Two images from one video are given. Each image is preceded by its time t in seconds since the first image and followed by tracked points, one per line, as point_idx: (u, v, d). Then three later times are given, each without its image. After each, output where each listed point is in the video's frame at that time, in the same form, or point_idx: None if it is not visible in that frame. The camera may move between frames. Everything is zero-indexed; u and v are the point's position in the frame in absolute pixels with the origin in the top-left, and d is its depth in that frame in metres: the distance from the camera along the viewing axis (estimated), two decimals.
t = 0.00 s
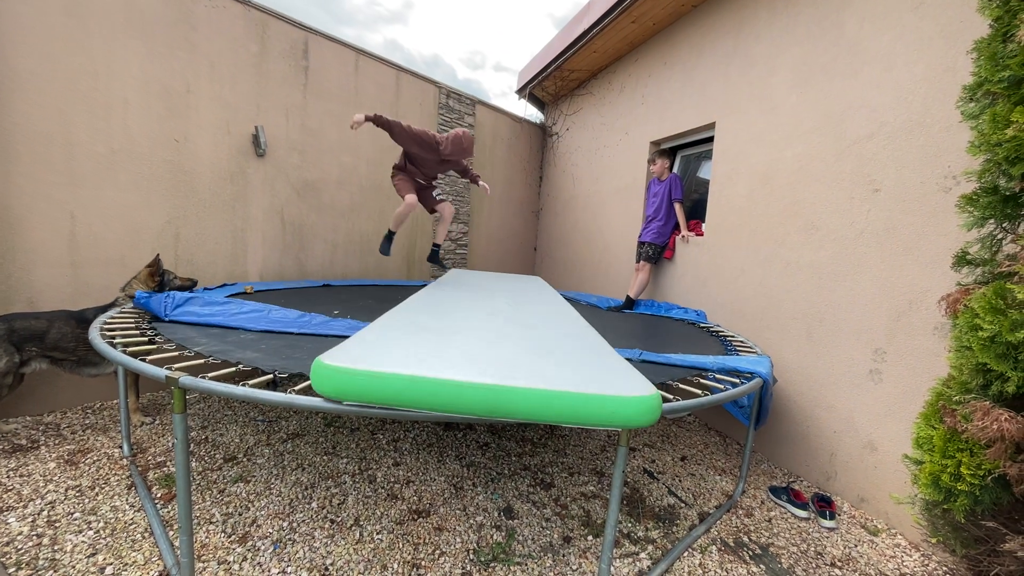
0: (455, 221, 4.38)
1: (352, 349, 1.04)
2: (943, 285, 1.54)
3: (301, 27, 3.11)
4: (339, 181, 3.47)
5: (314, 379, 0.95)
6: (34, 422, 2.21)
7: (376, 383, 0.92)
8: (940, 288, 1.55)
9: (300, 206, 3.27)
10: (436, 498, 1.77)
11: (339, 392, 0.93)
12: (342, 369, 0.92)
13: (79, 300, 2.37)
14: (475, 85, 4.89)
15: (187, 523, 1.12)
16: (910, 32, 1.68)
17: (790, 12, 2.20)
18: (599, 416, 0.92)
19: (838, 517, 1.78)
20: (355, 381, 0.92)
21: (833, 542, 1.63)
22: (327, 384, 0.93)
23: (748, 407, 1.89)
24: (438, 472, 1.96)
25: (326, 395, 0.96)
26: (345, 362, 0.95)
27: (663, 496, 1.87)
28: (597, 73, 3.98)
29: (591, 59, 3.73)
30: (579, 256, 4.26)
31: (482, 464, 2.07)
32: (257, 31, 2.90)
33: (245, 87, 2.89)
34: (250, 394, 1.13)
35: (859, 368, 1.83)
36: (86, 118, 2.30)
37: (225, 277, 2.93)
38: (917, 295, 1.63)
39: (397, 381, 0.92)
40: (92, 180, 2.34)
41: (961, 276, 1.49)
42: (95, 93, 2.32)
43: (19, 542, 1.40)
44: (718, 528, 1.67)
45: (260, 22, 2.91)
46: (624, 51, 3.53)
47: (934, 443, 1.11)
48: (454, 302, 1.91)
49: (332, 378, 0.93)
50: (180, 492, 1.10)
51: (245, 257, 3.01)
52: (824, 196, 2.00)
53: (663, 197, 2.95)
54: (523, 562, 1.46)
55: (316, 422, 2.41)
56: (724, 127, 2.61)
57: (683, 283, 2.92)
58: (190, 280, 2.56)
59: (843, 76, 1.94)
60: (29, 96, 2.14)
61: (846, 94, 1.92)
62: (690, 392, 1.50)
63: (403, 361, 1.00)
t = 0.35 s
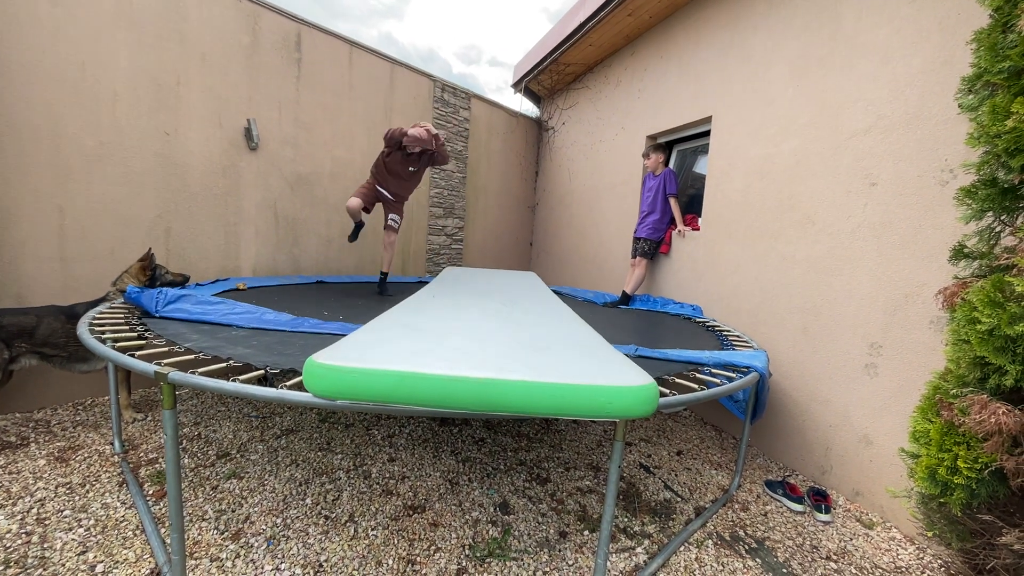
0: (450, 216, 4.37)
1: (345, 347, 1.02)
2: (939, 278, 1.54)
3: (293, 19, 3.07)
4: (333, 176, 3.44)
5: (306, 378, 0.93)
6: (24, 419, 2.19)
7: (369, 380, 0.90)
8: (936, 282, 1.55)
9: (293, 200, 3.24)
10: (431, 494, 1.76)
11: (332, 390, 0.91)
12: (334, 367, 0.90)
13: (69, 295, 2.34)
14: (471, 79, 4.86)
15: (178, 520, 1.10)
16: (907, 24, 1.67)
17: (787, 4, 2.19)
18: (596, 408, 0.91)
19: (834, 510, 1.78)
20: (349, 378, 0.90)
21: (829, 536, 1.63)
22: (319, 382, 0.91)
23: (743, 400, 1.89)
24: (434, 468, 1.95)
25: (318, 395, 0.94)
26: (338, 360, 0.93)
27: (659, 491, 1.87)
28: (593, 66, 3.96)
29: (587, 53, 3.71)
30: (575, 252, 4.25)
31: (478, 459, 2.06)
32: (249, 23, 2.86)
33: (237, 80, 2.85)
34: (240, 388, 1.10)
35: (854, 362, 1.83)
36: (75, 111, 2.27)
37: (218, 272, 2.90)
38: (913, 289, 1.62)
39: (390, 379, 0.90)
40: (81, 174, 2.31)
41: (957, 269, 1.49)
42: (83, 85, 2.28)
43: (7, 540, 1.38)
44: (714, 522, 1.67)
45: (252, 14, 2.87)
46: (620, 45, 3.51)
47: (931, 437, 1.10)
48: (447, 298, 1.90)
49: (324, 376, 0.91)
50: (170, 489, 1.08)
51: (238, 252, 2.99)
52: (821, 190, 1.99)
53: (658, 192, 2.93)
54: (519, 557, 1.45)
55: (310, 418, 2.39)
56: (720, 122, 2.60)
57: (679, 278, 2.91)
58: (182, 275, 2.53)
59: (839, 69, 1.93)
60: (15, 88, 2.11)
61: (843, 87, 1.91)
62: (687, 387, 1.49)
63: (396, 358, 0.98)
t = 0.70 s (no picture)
0: (449, 213, 4.37)
1: (344, 345, 1.02)
2: (936, 275, 1.55)
3: (291, 15, 3.06)
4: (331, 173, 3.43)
5: (305, 377, 0.93)
6: (22, 416, 2.19)
7: (368, 378, 0.90)
8: (933, 279, 1.55)
9: (291, 197, 3.23)
10: (430, 491, 1.77)
11: (332, 387, 0.91)
12: (333, 365, 0.90)
13: (66, 292, 2.34)
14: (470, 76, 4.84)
15: (176, 516, 1.11)
16: (906, 21, 1.67)
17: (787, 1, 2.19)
18: (595, 407, 0.91)
19: (831, 507, 1.79)
20: (348, 376, 0.90)
21: (825, 533, 1.64)
22: (318, 381, 0.91)
23: (740, 398, 1.90)
24: (432, 465, 1.95)
25: (317, 393, 0.94)
26: (338, 357, 0.93)
27: (657, 487, 1.88)
28: (592, 63, 3.95)
29: (587, 50, 3.70)
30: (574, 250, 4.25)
31: (476, 456, 2.07)
32: (246, 19, 2.85)
33: (235, 76, 2.84)
34: (238, 386, 1.11)
35: (852, 359, 1.84)
36: (72, 107, 2.26)
37: (216, 269, 2.90)
38: (910, 286, 1.63)
39: (389, 377, 0.90)
40: (78, 170, 2.30)
41: (954, 267, 1.49)
42: (80, 80, 2.27)
43: (5, 536, 1.38)
44: (711, 519, 1.68)
45: (249, 10, 2.86)
46: (619, 42, 3.50)
47: (927, 434, 1.11)
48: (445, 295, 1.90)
49: (324, 374, 0.91)
50: (169, 485, 1.08)
51: (236, 249, 2.98)
52: (819, 187, 1.99)
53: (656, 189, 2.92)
54: (517, 553, 1.45)
55: (309, 415, 2.39)
56: (719, 119, 2.60)
57: (677, 275, 2.91)
58: (180, 272, 2.53)
59: (839, 66, 1.92)
60: (11, 83, 2.09)
61: (841, 84, 1.91)
62: (683, 383, 1.49)
63: (396, 356, 0.98)
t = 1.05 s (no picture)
0: (450, 212, 4.37)
1: (345, 343, 1.02)
2: (938, 275, 1.54)
3: (292, 12, 3.05)
4: (332, 170, 3.43)
5: (306, 375, 0.93)
6: (24, 412, 2.19)
7: (369, 377, 0.90)
8: (935, 279, 1.55)
9: (292, 195, 3.23)
10: (430, 489, 1.77)
11: (333, 385, 0.91)
12: (334, 363, 0.90)
13: (68, 289, 2.34)
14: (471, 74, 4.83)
15: (177, 513, 1.11)
16: (910, 20, 1.66)
17: None
18: (596, 406, 0.91)
19: (831, 507, 1.79)
20: (348, 374, 0.90)
21: (825, 532, 1.64)
22: (319, 379, 0.91)
23: (741, 398, 1.90)
24: (432, 463, 1.96)
25: (318, 391, 0.94)
26: (338, 355, 0.93)
27: (657, 486, 1.88)
28: (594, 61, 3.94)
29: (589, 48, 3.69)
30: (575, 249, 4.24)
31: (477, 454, 2.07)
32: (248, 17, 2.85)
33: (237, 74, 2.84)
34: (239, 383, 1.11)
35: (853, 359, 1.84)
36: (73, 104, 2.26)
37: (218, 266, 2.90)
38: (911, 286, 1.62)
39: (390, 375, 0.90)
40: (80, 168, 2.30)
41: (957, 267, 1.48)
42: (81, 77, 2.27)
43: (8, 532, 1.39)
44: (711, 518, 1.68)
45: (251, 7, 2.85)
46: (622, 40, 3.49)
47: (928, 435, 1.10)
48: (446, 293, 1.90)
49: (325, 372, 0.91)
50: (169, 483, 1.09)
51: (237, 247, 2.98)
52: (821, 186, 1.99)
53: (645, 190, 2.91)
54: (517, 551, 1.46)
55: (310, 413, 2.40)
56: (721, 118, 2.59)
57: (679, 274, 2.91)
58: (182, 270, 2.53)
59: (842, 65, 1.92)
60: (13, 81, 2.10)
61: (844, 83, 1.90)
62: (684, 383, 1.49)
63: (396, 354, 0.98)
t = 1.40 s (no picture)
0: (454, 211, 4.37)
1: (353, 342, 1.02)
2: (945, 277, 1.54)
3: (298, 11, 3.05)
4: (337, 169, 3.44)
5: (315, 373, 0.94)
6: (32, 409, 2.21)
7: (378, 376, 0.90)
8: (942, 281, 1.55)
9: (298, 193, 3.24)
10: (435, 487, 1.78)
11: (342, 383, 0.92)
12: (344, 362, 0.91)
13: (76, 286, 2.36)
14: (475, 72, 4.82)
15: (185, 510, 1.11)
16: (918, 21, 1.65)
17: None
18: (603, 407, 0.92)
19: (835, 508, 1.79)
20: (357, 372, 0.90)
21: (829, 533, 1.64)
22: (328, 377, 0.92)
23: (746, 398, 1.90)
24: (437, 461, 1.96)
25: (327, 389, 0.94)
26: (347, 353, 0.94)
27: (661, 486, 1.88)
28: (598, 61, 3.93)
29: (594, 47, 3.68)
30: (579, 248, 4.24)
31: (481, 453, 2.08)
32: (254, 16, 2.85)
33: (243, 73, 2.85)
34: (247, 381, 1.12)
35: (858, 361, 1.83)
36: (81, 102, 2.27)
37: (223, 264, 2.91)
38: (917, 288, 1.62)
39: (399, 374, 0.91)
40: (88, 166, 2.32)
41: (964, 269, 1.48)
42: (89, 76, 2.28)
43: (18, 527, 1.40)
44: (715, 518, 1.68)
45: (257, 6, 2.86)
46: (627, 39, 3.48)
47: (934, 437, 1.10)
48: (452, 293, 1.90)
49: (334, 371, 0.92)
50: (178, 480, 1.10)
51: (243, 245, 2.99)
52: (827, 187, 1.98)
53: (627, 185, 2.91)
54: (521, 550, 1.46)
55: (314, 411, 2.41)
56: (727, 118, 2.58)
57: (683, 274, 2.91)
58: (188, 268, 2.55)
59: (849, 66, 1.91)
60: (23, 79, 2.11)
61: (851, 84, 1.89)
62: (689, 384, 1.49)
63: (405, 353, 0.98)
